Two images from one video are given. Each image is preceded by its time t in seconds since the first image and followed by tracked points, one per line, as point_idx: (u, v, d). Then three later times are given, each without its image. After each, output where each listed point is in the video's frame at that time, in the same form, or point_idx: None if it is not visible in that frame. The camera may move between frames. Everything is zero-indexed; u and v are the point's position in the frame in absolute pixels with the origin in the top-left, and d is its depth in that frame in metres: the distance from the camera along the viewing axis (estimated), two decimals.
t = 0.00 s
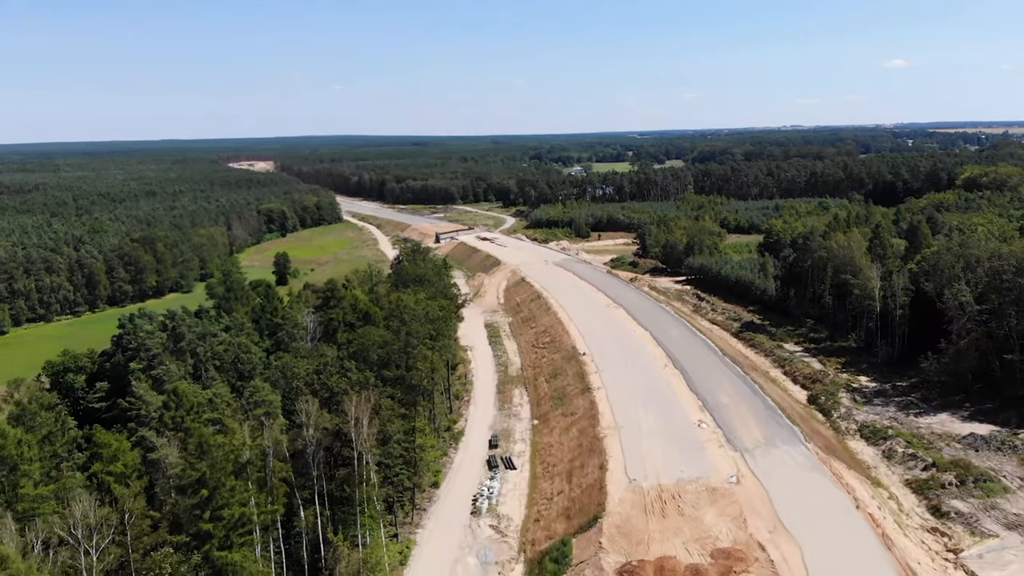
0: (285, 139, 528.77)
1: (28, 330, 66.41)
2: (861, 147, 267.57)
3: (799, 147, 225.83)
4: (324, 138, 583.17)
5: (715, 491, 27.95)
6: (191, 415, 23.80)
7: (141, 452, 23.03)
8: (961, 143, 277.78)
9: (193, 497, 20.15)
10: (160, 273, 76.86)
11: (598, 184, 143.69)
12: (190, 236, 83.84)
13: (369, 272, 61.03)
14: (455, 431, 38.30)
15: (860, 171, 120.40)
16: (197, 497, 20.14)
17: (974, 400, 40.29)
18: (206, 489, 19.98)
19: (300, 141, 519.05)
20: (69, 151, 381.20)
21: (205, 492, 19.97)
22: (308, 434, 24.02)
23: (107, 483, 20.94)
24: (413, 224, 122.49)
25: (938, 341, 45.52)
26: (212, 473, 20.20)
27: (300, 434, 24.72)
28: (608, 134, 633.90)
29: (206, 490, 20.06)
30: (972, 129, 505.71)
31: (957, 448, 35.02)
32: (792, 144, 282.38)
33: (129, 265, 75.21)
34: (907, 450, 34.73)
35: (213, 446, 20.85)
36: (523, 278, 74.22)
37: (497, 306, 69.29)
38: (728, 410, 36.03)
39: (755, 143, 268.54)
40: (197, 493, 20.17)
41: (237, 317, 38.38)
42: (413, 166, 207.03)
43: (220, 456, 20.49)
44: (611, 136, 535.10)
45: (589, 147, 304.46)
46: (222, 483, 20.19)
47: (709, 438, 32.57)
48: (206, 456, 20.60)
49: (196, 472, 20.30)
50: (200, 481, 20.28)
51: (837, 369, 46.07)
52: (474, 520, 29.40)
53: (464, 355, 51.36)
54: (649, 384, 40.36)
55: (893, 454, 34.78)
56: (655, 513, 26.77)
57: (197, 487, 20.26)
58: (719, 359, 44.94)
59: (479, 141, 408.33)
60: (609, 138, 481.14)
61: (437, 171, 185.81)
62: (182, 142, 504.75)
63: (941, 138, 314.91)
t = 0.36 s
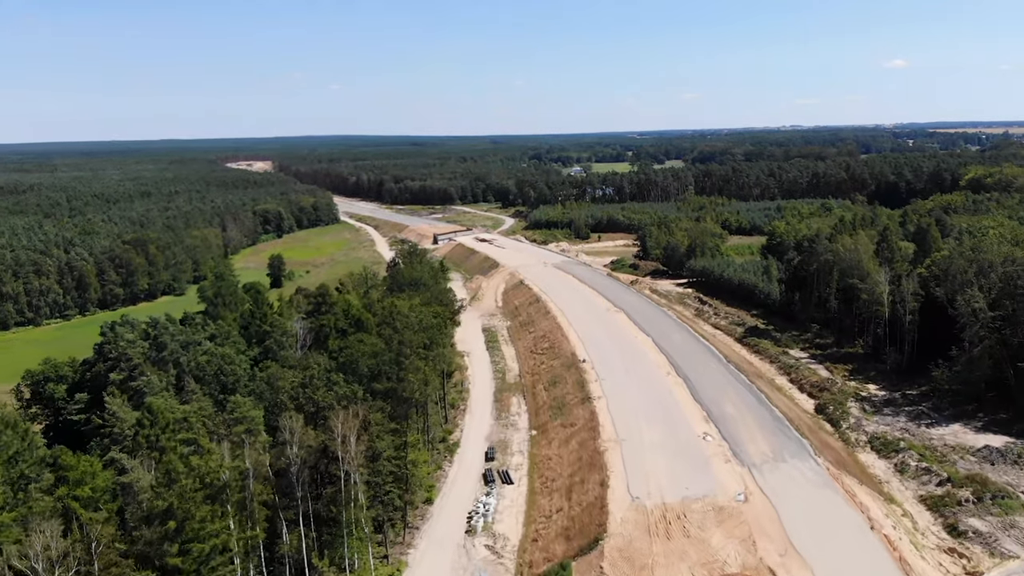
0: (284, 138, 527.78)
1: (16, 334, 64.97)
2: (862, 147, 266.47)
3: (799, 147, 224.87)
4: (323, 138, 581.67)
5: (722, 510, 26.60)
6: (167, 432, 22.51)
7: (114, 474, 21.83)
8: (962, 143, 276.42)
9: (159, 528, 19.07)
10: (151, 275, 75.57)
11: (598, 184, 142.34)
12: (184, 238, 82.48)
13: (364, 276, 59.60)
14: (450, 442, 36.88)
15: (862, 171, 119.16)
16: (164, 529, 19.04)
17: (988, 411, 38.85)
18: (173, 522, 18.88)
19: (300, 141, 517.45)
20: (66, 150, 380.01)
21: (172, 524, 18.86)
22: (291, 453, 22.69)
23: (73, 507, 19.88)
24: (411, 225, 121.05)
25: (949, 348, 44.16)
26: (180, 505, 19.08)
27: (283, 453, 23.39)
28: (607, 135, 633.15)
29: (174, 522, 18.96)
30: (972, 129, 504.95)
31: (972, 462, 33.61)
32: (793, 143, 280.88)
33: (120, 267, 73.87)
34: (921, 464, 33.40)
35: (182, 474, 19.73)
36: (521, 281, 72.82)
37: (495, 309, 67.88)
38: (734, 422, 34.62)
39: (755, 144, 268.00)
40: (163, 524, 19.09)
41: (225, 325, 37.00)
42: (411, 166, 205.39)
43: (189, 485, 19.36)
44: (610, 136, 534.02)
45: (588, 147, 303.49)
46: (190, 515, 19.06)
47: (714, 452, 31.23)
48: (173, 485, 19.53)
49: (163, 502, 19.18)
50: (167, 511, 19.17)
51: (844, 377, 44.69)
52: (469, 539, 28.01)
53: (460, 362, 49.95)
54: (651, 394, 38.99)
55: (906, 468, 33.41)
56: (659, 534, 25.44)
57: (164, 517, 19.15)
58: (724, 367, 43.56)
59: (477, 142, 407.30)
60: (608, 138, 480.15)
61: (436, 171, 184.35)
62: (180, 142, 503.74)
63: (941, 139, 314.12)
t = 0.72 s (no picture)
0: (282, 138, 526.30)
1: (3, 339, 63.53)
2: (862, 147, 265.02)
3: (799, 147, 223.77)
4: (323, 138, 580.45)
5: (731, 532, 25.28)
6: (137, 454, 21.18)
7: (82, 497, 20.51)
8: (962, 142, 275.30)
9: (121, 566, 17.83)
10: (143, 278, 74.20)
11: (598, 185, 140.99)
12: (177, 240, 81.08)
13: (359, 279, 58.20)
14: (445, 455, 35.44)
15: (865, 171, 117.89)
16: (127, 567, 17.85)
17: (1003, 421, 37.49)
18: (137, 560, 17.71)
19: (298, 140, 516.36)
20: (64, 150, 378.79)
21: (136, 562, 17.70)
22: (274, 474, 21.25)
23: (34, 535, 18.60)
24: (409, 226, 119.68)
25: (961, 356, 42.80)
26: (145, 541, 17.93)
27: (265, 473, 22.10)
28: (607, 134, 631.87)
29: (138, 560, 17.78)
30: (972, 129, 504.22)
31: (990, 476, 32.20)
32: (794, 143, 279.30)
33: (111, 270, 72.48)
34: (936, 479, 32.01)
35: (147, 506, 18.43)
36: (520, 284, 71.41)
37: (493, 313, 66.47)
38: (742, 435, 33.26)
39: (754, 144, 267.02)
40: (126, 561, 17.87)
41: (210, 335, 35.54)
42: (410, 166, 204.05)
43: (155, 519, 18.28)
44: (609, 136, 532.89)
45: (588, 147, 302.16)
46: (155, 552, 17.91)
47: (721, 467, 29.89)
48: (137, 518, 18.31)
49: (126, 537, 17.98)
50: (131, 547, 17.96)
51: (853, 385, 43.33)
52: (464, 561, 26.61)
53: (457, 368, 48.53)
54: (654, 404, 37.63)
55: (920, 483, 32.04)
56: (665, 558, 24.13)
57: (127, 554, 17.93)
58: (729, 375, 42.20)
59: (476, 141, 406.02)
60: (608, 138, 479.00)
61: (434, 171, 182.95)
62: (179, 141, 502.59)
63: (941, 139, 313.07)
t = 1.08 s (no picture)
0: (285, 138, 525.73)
1: None
2: (868, 147, 263.04)
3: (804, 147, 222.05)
4: (326, 138, 579.20)
5: (744, 556, 23.90)
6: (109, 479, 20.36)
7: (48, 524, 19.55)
8: (969, 142, 273.07)
9: None
10: (140, 280, 72.99)
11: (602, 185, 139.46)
12: (175, 242, 79.90)
13: (358, 283, 56.85)
14: (444, 468, 34.02)
15: (873, 172, 116.18)
16: None
17: None
18: None
19: (301, 140, 515.94)
20: (67, 150, 378.42)
21: None
22: (257, 499, 20.06)
23: None
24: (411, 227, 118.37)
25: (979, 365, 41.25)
26: None
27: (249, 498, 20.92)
28: (610, 134, 629.97)
29: None
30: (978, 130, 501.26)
31: (1015, 492, 30.63)
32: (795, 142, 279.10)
33: (107, 272, 71.29)
34: (957, 496, 30.49)
35: (110, 546, 17.77)
36: (523, 287, 69.99)
37: (495, 317, 65.09)
38: (754, 449, 31.83)
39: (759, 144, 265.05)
40: None
41: (199, 343, 34.18)
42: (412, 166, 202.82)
43: (119, 559, 17.66)
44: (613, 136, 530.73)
45: (591, 147, 300.23)
46: None
47: (733, 485, 28.47)
48: (100, 558, 17.67)
49: None
50: None
51: (867, 394, 41.80)
52: None
53: (457, 376, 47.15)
54: (662, 415, 36.21)
55: (941, 500, 30.54)
56: None
57: None
58: (738, 384, 40.73)
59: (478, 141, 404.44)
60: (611, 138, 477.05)
61: (437, 172, 181.59)
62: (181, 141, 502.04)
63: (946, 139, 311.18)
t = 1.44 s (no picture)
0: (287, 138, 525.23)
1: None
2: (872, 147, 261.14)
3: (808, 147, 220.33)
4: (328, 138, 578.95)
5: None
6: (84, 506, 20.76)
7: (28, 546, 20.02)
8: (974, 143, 271.16)
9: None
10: (136, 283, 71.81)
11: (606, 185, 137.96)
12: (171, 244, 78.78)
13: (356, 286, 55.52)
14: (442, 483, 32.60)
15: (881, 172, 114.57)
16: None
17: None
18: None
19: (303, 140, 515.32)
20: (69, 149, 377.96)
21: None
22: (238, 526, 18.83)
23: None
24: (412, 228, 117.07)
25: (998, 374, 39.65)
26: None
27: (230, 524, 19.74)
28: (613, 134, 628.42)
29: None
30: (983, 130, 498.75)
31: None
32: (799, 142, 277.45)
33: (102, 275, 70.11)
34: (980, 515, 28.96)
35: None
36: (525, 291, 68.61)
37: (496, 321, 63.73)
38: (767, 465, 30.34)
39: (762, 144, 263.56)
40: None
41: (187, 353, 32.87)
42: (415, 166, 201.72)
43: None
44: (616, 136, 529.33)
45: (594, 147, 298.92)
46: None
47: (747, 505, 27.02)
48: None
49: None
50: None
51: (881, 405, 40.29)
52: None
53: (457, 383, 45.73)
54: (670, 427, 34.74)
55: (963, 519, 29.00)
56: None
57: None
58: (748, 393, 39.23)
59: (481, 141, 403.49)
60: (614, 138, 475.61)
61: (439, 172, 180.28)
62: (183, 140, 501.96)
63: (951, 139, 309.04)
